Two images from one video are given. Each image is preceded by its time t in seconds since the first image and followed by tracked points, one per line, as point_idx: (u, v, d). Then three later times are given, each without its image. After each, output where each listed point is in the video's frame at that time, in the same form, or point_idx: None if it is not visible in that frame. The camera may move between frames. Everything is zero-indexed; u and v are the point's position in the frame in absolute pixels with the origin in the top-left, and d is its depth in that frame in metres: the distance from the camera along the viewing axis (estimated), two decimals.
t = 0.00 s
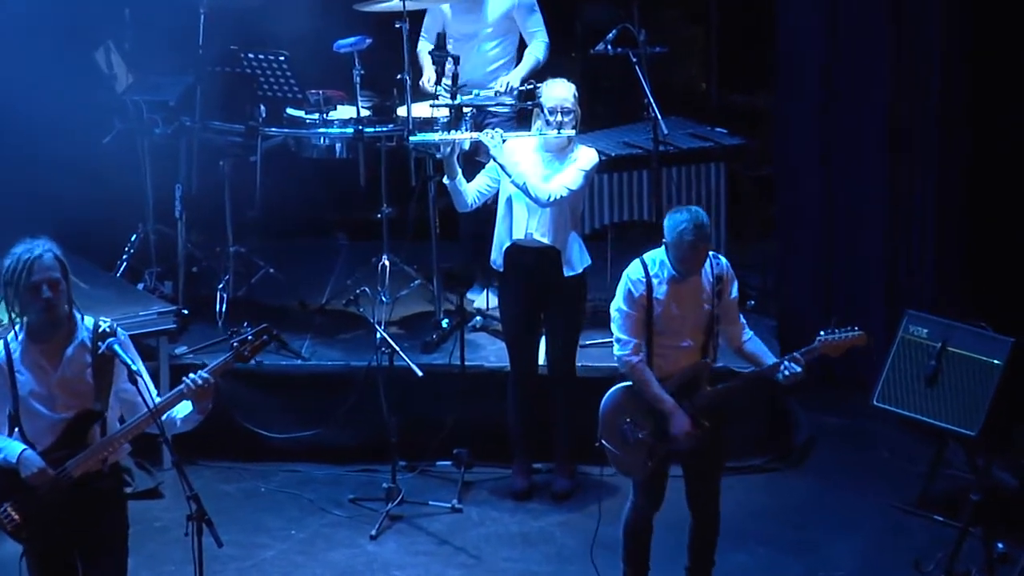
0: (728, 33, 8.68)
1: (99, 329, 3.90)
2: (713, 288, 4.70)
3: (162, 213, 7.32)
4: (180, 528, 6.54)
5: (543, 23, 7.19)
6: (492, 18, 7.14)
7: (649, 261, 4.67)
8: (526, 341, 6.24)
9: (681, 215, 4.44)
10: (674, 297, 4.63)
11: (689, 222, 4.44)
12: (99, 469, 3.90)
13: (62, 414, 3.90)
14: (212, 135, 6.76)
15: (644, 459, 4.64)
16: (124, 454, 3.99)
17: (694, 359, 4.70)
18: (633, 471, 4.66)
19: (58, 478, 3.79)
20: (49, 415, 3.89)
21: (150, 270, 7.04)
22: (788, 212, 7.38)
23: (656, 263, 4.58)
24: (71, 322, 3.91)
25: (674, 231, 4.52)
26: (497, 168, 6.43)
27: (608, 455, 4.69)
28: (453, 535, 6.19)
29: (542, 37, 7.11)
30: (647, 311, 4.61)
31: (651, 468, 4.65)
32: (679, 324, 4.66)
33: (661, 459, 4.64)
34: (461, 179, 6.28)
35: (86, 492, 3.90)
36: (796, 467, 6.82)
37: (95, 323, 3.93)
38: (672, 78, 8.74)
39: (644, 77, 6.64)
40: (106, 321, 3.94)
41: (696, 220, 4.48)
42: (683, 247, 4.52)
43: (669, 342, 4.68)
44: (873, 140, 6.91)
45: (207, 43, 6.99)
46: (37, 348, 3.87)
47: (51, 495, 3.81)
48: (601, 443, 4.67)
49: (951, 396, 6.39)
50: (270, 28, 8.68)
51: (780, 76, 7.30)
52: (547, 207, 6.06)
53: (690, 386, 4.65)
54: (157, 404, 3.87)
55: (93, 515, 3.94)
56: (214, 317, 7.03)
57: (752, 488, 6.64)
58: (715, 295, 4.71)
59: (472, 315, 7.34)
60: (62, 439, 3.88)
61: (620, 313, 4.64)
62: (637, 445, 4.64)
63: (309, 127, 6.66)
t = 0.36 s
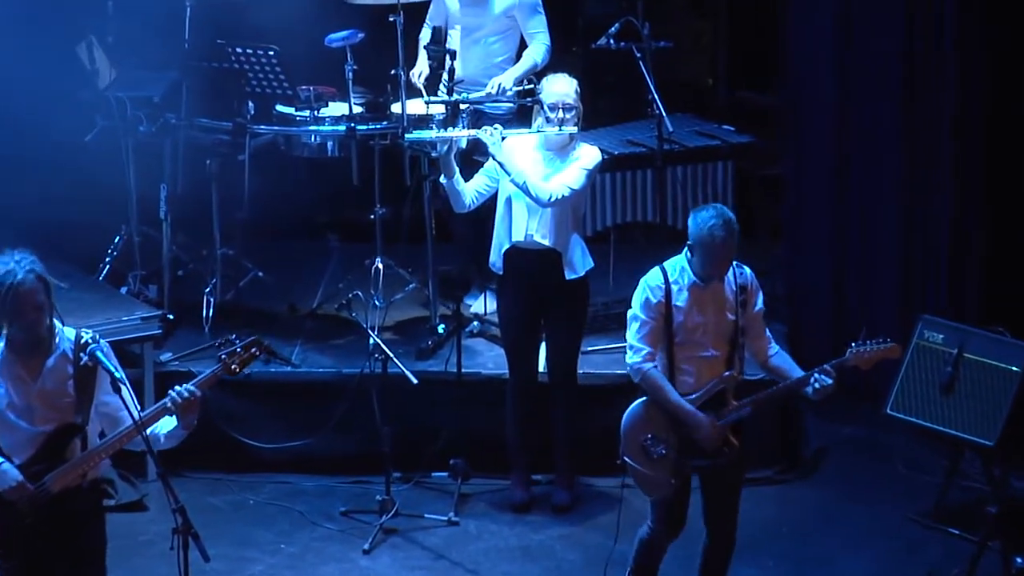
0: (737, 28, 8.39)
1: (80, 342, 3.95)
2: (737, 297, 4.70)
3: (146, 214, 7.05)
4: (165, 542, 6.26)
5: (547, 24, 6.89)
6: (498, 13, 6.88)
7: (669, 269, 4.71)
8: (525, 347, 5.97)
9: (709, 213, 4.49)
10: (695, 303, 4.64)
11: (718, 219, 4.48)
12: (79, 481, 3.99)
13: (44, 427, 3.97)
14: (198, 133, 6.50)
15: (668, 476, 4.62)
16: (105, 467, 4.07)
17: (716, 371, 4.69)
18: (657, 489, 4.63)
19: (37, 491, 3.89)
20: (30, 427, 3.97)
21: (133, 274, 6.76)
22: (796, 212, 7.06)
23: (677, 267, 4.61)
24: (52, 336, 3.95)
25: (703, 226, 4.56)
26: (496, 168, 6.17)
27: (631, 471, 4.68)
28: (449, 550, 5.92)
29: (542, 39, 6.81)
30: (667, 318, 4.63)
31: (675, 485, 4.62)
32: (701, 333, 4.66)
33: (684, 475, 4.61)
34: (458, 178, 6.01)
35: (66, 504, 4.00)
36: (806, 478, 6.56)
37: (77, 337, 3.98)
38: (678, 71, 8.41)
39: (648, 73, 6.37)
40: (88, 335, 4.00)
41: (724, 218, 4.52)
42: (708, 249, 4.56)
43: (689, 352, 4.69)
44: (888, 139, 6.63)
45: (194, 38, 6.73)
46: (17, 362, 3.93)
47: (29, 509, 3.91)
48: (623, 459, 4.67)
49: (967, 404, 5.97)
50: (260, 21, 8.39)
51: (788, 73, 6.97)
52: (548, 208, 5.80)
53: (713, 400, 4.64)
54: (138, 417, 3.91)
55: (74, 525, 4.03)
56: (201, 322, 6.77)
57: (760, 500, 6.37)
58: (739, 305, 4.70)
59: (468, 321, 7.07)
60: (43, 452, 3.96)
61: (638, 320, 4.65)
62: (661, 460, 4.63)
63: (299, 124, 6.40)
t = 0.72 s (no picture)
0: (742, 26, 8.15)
1: (60, 344, 3.73)
2: (744, 307, 4.49)
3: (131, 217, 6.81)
4: (151, 557, 6.01)
5: (550, 27, 6.64)
6: (499, 13, 6.64)
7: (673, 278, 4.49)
8: (526, 355, 5.73)
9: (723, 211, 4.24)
10: (703, 312, 4.42)
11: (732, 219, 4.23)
12: (57, 492, 3.76)
13: (20, 434, 3.73)
14: (185, 134, 6.25)
15: (686, 497, 4.39)
16: (84, 477, 3.85)
17: (729, 383, 4.47)
18: (675, 511, 4.41)
19: (14, 502, 3.65)
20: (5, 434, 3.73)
21: (118, 279, 6.52)
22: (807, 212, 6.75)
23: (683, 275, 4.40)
24: (31, 337, 3.71)
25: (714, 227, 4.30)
26: (493, 171, 5.94)
27: (647, 492, 4.44)
28: (447, 566, 5.67)
29: (544, 42, 6.57)
30: (675, 329, 4.40)
31: (693, 506, 4.41)
32: (711, 344, 4.44)
33: (702, 494, 4.40)
34: (456, 180, 5.76)
35: (43, 516, 3.76)
36: (817, 491, 6.32)
37: (55, 339, 3.75)
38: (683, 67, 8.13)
39: (653, 70, 6.13)
40: (67, 338, 3.77)
41: (736, 219, 4.28)
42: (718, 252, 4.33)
43: (698, 366, 4.46)
44: (902, 136, 6.39)
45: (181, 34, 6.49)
46: None
47: (7, 521, 3.67)
48: (639, 481, 4.43)
49: (987, 415, 5.68)
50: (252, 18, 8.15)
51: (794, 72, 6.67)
52: (550, 210, 5.57)
53: (730, 413, 4.43)
54: (122, 423, 3.71)
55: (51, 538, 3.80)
56: (188, 329, 6.53)
57: (770, 515, 6.13)
58: (746, 315, 4.49)
59: (466, 328, 6.83)
60: (20, 461, 3.72)
61: (644, 332, 4.43)
62: (677, 481, 4.40)
63: (290, 124, 6.17)
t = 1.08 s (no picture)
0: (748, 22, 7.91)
1: (39, 356, 3.59)
2: (752, 309, 4.46)
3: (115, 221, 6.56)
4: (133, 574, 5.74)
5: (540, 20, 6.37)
6: (487, 7, 6.40)
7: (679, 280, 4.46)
8: (525, 364, 5.47)
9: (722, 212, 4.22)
10: (711, 314, 4.38)
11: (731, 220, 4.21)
12: (36, 510, 3.64)
13: None
14: (170, 133, 5.99)
15: (690, 506, 4.36)
16: (62, 493, 3.73)
17: (737, 389, 4.43)
18: (677, 520, 4.37)
19: None
20: None
21: (100, 285, 6.26)
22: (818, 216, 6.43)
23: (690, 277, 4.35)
24: (10, 348, 3.57)
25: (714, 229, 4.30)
26: (492, 173, 5.61)
27: (649, 501, 4.39)
28: None
29: (536, 36, 6.31)
30: (681, 333, 4.36)
31: (697, 516, 4.37)
32: (718, 347, 4.40)
33: (707, 503, 4.37)
34: (454, 183, 5.46)
35: (20, 534, 3.64)
36: (828, 505, 6.05)
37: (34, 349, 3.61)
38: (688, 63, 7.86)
39: (658, 66, 5.87)
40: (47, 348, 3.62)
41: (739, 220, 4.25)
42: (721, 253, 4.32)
43: (705, 371, 4.41)
44: (914, 136, 6.09)
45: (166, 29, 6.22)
46: None
47: None
48: (641, 489, 4.37)
49: (1008, 426, 5.37)
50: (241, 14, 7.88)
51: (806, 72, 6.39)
52: (550, 213, 5.29)
53: (737, 420, 4.38)
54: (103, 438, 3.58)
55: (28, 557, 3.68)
56: (172, 337, 6.27)
57: (781, 530, 5.87)
58: (755, 318, 4.46)
59: (463, 335, 6.56)
60: None
61: (650, 336, 4.38)
62: (682, 490, 4.36)
63: (279, 123, 5.92)
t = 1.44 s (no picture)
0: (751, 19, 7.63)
1: (17, 368, 3.68)
2: (766, 315, 4.36)
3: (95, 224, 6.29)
4: None
5: (517, 4, 6.18)
6: None
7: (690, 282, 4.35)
8: (524, 375, 5.19)
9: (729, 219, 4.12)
10: (721, 321, 4.28)
11: (739, 226, 4.11)
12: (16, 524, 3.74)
13: None
14: (152, 133, 5.72)
15: (690, 518, 4.31)
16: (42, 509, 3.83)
17: (745, 398, 4.36)
18: (677, 532, 4.33)
19: None
20: None
21: (79, 292, 5.99)
22: (830, 220, 6.08)
23: (701, 282, 4.24)
24: None
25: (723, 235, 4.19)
26: (488, 174, 5.32)
27: (648, 510, 4.33)
28: None
29: (514, 22, 6.11)
30: (688, 341, 4.27)
31: (697, 528, 4.32)
32: (728, 355, 4.31)
33: (708, 516, 4.31)
34: (448, 185, 5.18)
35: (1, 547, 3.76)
36: (844, 523, 5.72)
37: (13, 362, 3.70)
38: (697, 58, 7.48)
39: (663, 63, 5.60)
40: (28, 360, 3.72)
41: (747, 228, 4.15)
42: (732, 260, 4.22)
43: (713, 378, 4.33)
44: (931, 135, 5.81)
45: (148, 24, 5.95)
46: None
47: None
48: (640, 497, 4.31)
49: None
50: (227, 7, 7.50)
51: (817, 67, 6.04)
52: (549, 215, 5.01)
53: (742, 431, 4.31)
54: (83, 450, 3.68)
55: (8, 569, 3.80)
56: (154, 347, 5.99)
57: (793, 547, 5.58)
58: (769, 323, 4.37)
59: (460, 344, 6.24)
60: None
61: (655, 339, 4.28)
62: (682, 501, 4.30)
63: (266, 122, 5.66)
